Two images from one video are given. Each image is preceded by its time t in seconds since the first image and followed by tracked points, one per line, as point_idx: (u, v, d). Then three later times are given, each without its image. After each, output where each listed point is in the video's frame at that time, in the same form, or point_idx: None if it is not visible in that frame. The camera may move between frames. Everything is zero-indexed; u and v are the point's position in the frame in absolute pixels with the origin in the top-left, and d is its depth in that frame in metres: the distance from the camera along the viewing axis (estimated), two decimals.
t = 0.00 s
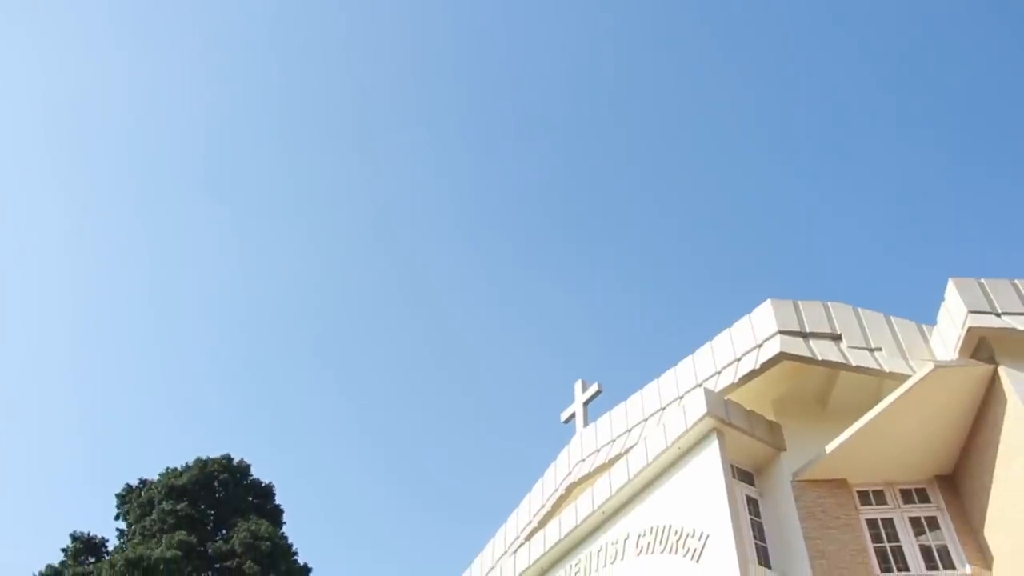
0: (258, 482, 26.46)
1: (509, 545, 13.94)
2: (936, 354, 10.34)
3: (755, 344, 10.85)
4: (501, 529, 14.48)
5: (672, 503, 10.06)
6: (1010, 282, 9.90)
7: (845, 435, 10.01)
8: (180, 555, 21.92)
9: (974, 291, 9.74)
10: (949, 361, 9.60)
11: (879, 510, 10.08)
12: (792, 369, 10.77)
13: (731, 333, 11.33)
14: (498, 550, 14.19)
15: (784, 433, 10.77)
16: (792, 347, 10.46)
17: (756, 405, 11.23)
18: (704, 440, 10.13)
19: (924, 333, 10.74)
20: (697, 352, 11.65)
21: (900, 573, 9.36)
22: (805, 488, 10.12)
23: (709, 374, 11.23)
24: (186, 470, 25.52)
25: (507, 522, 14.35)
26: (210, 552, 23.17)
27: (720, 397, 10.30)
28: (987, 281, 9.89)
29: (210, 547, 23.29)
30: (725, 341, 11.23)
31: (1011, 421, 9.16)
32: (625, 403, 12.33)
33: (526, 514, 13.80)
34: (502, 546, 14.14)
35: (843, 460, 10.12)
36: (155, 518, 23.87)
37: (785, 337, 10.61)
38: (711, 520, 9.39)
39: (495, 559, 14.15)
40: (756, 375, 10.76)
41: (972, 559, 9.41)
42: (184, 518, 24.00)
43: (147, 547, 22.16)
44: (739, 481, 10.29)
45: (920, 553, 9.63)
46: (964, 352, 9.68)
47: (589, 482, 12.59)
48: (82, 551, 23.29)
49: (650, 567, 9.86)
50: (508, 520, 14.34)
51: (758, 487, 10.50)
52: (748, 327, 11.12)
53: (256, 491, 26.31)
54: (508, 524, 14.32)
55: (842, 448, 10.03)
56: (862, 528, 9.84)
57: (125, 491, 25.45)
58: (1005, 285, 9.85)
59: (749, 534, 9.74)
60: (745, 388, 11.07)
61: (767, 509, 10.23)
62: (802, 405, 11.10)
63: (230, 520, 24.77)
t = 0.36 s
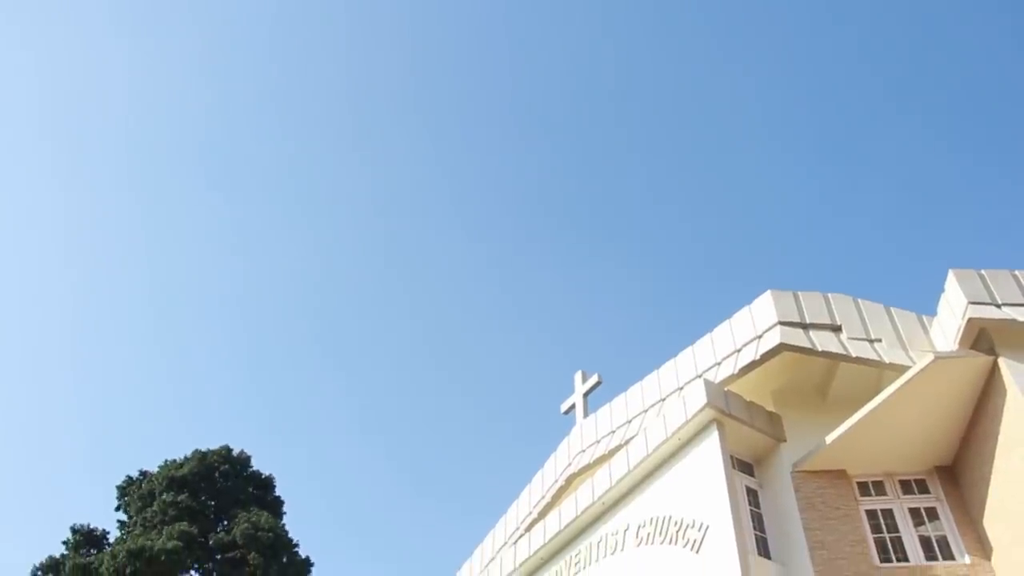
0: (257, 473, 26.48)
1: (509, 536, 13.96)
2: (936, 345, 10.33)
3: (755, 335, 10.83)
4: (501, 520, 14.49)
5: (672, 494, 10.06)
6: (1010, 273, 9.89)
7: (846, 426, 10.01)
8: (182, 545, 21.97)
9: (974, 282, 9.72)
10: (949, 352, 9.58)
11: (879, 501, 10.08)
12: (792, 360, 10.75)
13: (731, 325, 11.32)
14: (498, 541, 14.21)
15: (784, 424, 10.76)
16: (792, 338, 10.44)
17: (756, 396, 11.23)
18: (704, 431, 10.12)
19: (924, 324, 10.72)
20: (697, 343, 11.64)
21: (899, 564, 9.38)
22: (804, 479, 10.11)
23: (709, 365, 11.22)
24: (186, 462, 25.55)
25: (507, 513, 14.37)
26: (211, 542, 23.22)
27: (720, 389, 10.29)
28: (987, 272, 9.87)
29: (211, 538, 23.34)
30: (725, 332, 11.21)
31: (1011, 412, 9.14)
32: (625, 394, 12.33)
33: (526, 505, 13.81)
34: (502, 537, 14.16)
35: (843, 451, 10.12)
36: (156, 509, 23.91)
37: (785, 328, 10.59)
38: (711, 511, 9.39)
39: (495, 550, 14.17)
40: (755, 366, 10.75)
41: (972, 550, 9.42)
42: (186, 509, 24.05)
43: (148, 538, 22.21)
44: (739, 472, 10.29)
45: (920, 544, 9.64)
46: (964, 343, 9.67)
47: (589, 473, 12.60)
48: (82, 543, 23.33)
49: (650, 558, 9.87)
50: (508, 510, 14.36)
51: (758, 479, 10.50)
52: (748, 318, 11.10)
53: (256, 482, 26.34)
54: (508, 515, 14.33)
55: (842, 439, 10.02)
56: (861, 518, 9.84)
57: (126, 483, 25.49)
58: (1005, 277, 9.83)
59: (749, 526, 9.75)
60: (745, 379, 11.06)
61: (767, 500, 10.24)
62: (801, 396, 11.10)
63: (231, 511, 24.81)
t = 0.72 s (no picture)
0: (258, 462, 26.52)
1: (509, 525, 13.98)
2: (936, 334, 10.31)
3: (755, 324, 10.81)
4: (501, 509, 14.51)
5: (672, 482, 10.06)
6: (1010, 262, 9.86)
7: (846, 415, 10.00)
8: (183, 534, 22.02)
9: (974, 271, 9.69)
10: (948, 341, 9.56)
11: (879, 489, 10.09)
12: (792, 349, 10.73)
13: (731, 314, 11.29)
14: (498, 531, 14.23)
15: (784, 413, 10.75)
16: (791, 326, 10.42)
17: (756, 384, 11.21)
18: (704, 420, 10.11)
19: (924, 313, 10.69)
20: (697, 332, 11.63)
21: (899, 553, 9.39)
22: (804, 468, 10.11)
23: (709, 354, 11.20)
24: (187, 451, 25.59)
25: (507, 502, 14.39)
26: (213, 532, 23.28)
27: (720, 377, 10.27)
28: (987, 261, 9.85)
29: (212, 527, 23.39)
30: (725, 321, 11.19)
31: (1011, 401, 9.13)
32: (625, 383, 12.32)
33: (526, 494, 13.83)
34: (503, 526, 14.18)
35: (842, 440, 10.11)
36: (157, 499, 23.95)
37: (785, 317, 10.57)
38: (711, 499, 9.39)
39: (495, 539, 14.20)
40: (755, 355, 10.73)
41: (972, 539, 9.43)
42: (188, 498, 24.10)
43: (150, 526, 22.27)
44: (739, 461, 10.29)
45: (919, 533, 9.65)
46: (964, 332, 9.65)
47: (588, 462, 12.61)
48: (84, 532, 23.40)
49: (650, 547, 9.88)
50: (508, 499, 14.38)
51: (757, 467, 10.50)
52: (748, 307, 11.08)
53: (257, 472, 26.34)
54: (508, 504, 14.35)
55: (842, 428, 10.01)
56: (861, 507, 9.85)
57: (127, 473, 25.55)
58: (1005, 266, 9.80)
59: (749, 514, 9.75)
60: (745, 368, 11.04)
61: (767, 489, 10.24)
62: (801, 385, 11.08)
63: (232, 501, 24.88)
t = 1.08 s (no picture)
0: (259, 451, 26.56)
1: (510, 514, 14.01)
2: (937, 322, 10.29)
3: (756, 312, 10.78)
4: (501, 497, 14.54)
5: (673, 470, 10.05)
6: (1011, 250, 9.84)
7: (846, 403, 9.98)
8: (185, 521, 22.08)
9: (975, 259, 9.67)
10: (949, 329, 9.54)
11: (879, 477, 10.08)
12: (792, 337, 10.71)
13: (732, 301, 11.27)
14: (498, 518, 14.27)
15: (784, 400, 10.74)
16: (792, 314, 10.39)
17: (756, 372, 11.20)
18: (705, 408, 10.09)
19: (924, 301, 10.67)
20: (698, 320, 11.61)
21: (899, 540, 9.39)
22: (804, 455, 10.10)
23: (709, 342, 11.18)
24: (188, 439, 25.63)
25: (507, 490, 14.40)
26: (214, 519, 23.34)
27: (720, 365, 10.25)
28: (988, 249, 9.82)
29: (213, 515, 23.43)
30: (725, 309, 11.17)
31: (1011, 389, 9.11)
32: (625, 371, 12.32)
33: (527, 482, 13.85)
34: (503, 514, 14.21)
35: (843, 428, 10.10)
36: (158, 487, 24.00)
37: (785, 304, 10.54)
38: (711, 487, 9.39)
39: (496, 526, 14.23)
40: (756, 343, 10.71)
41: (971, 526, 9.43)
42: (189, 485, 24.17)
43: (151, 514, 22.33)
44: (739, 449, 10.28)
45: (919, 520, 9.65)
46: (964, 320, 9.63)
47: (589, 450, 12.61)
48: (86, 520, 23.47)
49: (650, 534, 9.88)
50: (509, 486, 14.39)
51: (757, 455, 10.49)
52: (749, 295, 11.06)
53: (257, 461, 26.35)
54: (508, 492, 14.37)
55: (842, 415, 10.00)
56: (861, 494, 9.85)
57: (128, 461, 25.61)
58: (1006, 253, 9.78)
59: (749, 502, 9.75)
60: (745, 356, 11.03)
61: (767, 476, 10.24)
62: (801, 373, 11.07)
63: (233, 489, 24.95)
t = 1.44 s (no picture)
0: (259, 437, 26.56)
1: (510, 500, 14.02)
2: (937, 307, 10.26)
3: (756, 297, 10.75)
4: (501, 483, 14.56)
5: (673, 455, 10.05)
6: (1012, 235, 9.81)
7: (846, 387, 9.96)
8: (186, 508, 22.10)
9: (976, 244, 9.65)
10: (949, 314, 9.51)
11: (879, 462, 10.07)
12: (792, 322, 10.67)
13: (732, 287, 11.23)
14: (499, 504, 14.28)
15: (784, 385, 10.72)
16: (792, 299, 10.35)
17: (756, 357, 11.17)
18: (705, 393, 10.07)
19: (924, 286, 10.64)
20: (698, 305, 11.58)
21: (899, 524, 9.40)
22: (805, 440, 10.09)
23: (709, 327, 11.15)
24: (189, 426, 25.65)
25: (508, 476, 14.41)
26: (215, 506, 23.36)
27: (721, 350, 10.22)
28: (989, 234, 9.79)
29: (214, 501, 23.49)
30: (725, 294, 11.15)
31: (1011, 374, 9.10)
32: (625, 357, 12.30)
33: (527, 467, 13.86)
34: (504, 499, 14.23)
35: (843, 413, 10.09)
36: (159, 474, 24.03)
37: (785, 290, 10.50)
38: (711, 472, 9.38)
39: (496, 512, 14.25)
40: (756, 328, 10.68)
41: (971, 511, 9.43)
42: (189, 471, 24.18)
43: (153, 501, 22.34)
44: (739, 433, 10.26)
45: (919, 505, 9.65)
46: (965, 305, 9.60)
47: (589, 435, 12.61)
48: (87, 506, 23.53)
49: (650, 520, 9.89)
50: (510, 472, 14.39)
51: (758, 440, 10.48)
52: (749, 280, 11.02)
53: (258, 447, 26.40)
54: (509, 477, 14.39)
55: (842, 400, 9.98)
56: (861, 480, 9.84)
57: (129, 448, 25.64)
58: (1007, 239, 9.75)
59: (749, 487, 9.75)
60: (745, 341, 11.00)
61: (767, 461, 10.23)
62: (802, 357, 11.05)
63: (234, 475, 24.98)
